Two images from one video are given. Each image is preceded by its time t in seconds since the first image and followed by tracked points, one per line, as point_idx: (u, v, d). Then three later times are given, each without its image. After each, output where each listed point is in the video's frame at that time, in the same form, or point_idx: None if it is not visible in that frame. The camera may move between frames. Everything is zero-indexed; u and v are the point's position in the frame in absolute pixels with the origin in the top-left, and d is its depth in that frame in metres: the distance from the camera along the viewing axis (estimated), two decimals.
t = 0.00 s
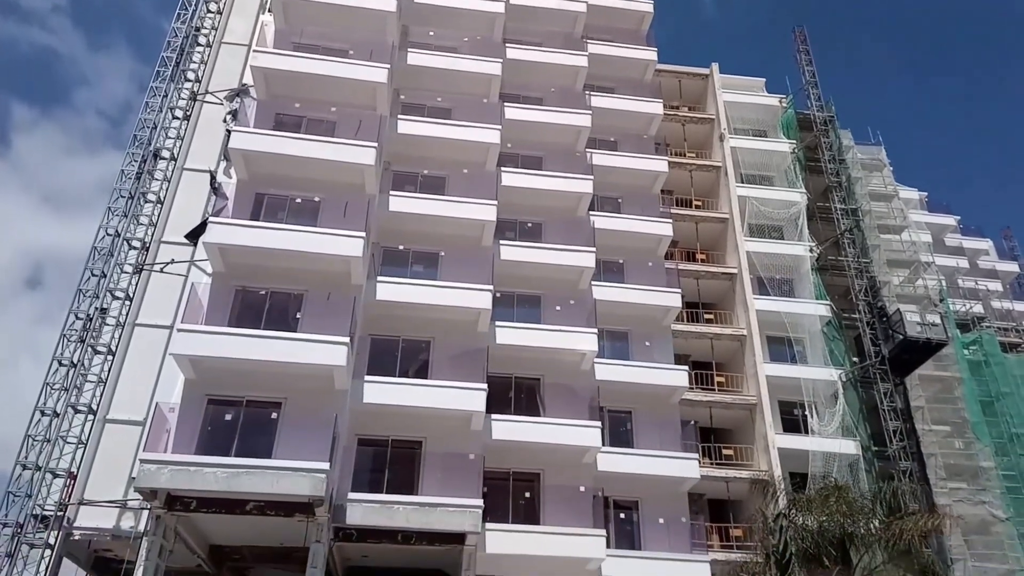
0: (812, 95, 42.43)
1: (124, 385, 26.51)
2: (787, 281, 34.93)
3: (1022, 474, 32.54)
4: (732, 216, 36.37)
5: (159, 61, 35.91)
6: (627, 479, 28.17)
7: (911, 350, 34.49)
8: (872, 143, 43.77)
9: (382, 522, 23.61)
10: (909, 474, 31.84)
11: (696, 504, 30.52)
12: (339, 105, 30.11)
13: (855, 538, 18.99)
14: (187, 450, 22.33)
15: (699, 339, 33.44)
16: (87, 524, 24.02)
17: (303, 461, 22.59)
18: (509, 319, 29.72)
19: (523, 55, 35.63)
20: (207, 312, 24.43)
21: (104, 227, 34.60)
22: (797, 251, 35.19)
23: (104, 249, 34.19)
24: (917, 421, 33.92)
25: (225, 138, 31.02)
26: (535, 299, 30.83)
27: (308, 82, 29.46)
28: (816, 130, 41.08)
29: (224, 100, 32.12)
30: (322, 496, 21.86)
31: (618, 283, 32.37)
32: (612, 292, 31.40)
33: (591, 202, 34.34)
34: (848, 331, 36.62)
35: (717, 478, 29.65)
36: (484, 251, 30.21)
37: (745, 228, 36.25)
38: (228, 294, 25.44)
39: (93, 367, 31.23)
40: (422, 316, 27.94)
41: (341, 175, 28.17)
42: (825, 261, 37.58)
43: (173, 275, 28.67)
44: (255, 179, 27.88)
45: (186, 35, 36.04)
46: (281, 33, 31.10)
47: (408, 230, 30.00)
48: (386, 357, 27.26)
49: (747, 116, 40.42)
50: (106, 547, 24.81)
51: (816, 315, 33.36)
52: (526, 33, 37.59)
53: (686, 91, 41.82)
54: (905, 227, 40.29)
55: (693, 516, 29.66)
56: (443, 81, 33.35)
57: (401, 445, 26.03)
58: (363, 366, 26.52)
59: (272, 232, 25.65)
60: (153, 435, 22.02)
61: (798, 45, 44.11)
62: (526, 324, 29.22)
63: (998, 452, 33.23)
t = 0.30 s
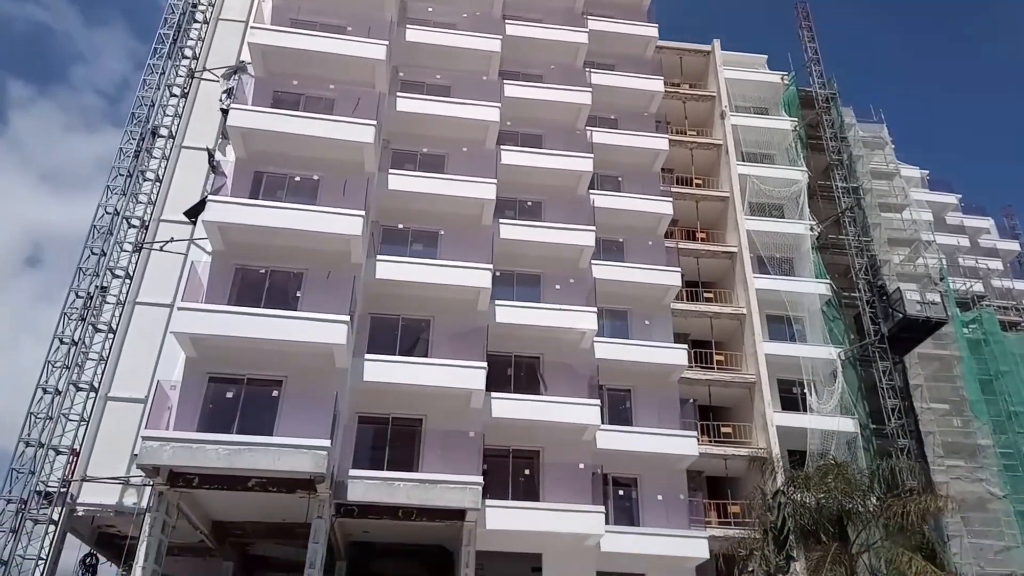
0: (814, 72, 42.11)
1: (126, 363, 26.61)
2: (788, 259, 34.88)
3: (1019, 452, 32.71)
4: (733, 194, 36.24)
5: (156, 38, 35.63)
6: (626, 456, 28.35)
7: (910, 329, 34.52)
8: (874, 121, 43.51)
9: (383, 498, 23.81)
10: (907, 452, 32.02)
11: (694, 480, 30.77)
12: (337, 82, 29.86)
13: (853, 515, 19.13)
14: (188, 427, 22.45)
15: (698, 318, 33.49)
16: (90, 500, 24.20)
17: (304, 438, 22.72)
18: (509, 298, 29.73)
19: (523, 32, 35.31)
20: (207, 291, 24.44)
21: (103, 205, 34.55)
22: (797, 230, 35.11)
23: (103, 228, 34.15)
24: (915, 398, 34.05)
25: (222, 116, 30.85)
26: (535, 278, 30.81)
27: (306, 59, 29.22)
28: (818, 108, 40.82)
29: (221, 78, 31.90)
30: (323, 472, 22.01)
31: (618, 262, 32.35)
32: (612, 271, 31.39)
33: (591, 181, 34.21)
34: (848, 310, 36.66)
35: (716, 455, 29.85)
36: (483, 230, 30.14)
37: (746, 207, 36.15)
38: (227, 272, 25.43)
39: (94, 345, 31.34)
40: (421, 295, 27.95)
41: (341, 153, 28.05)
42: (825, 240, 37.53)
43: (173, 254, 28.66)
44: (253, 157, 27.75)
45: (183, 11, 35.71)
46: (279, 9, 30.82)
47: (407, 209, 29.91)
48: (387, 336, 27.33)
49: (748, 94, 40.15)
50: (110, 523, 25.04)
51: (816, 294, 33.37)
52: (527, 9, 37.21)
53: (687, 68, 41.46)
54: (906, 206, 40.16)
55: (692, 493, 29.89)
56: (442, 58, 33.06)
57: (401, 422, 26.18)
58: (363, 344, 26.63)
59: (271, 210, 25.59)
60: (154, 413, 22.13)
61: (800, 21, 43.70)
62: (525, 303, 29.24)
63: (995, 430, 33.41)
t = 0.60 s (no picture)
0: (817, 48, 41.76)
1: (127, 340, 26.68)
2: (789, 237, 34.85)
3: (1016, 429, 33.05)
4: (734, 172, 36.08)
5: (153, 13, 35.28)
6: (626, 433, 28.52)
7: (910, 307, 34.55)
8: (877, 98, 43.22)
9: (385, 475, 23.98)
10: (906, 429, 32.20)
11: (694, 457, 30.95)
12: (337, 58, 29.59)
13: (851, 491, 19.26)
14: (191, 404, 22.58)
15: (699, 296, 33.52)
16: (94, 476, 24.33)
17: (306, 415, 22.83)
18: (510, 276, 29.74)
19: (524, 7, 34.94)
20: (208, 268, 24.43)
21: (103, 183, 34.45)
22: (798, 208, 35.01)
23: (103, 206, 34.07)
24: (914, 376, 34.19)
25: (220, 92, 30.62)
26: (536, 256, 30.77)
27: (305, 34, 28.95)
28: (821, 85, 40.53)
29: (219, 53, 31.60)
30: (325, 449, 22.14)
31: (619, 240, 32.30)
32: (613, 249, 31.36)
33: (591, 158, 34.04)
34: (848, 288, 36.69)
35: (715, 432, 30.02)
36: (484, 207, 30.05)
37: (747, 184, 36.03)
38: (227, 250, 25.39)
39: (96, 323, 31.42)
40: (422, 273, 27.92)
41: (341, 130, 27.91)
42: (826, 218, 37.47)
43: (173, 231, 28.58)
44: (253, 133, 27.60)
45: None
46: None
47: (407, 187, 29.80)
48: (388, 314, 27.38)
49: (751, 70, 39.84)
50: (113, 499, 25.21)
51: (817, 272, 33.35)
52: None
53: (689, 44, 41.03)
54: (908, 183, 40.00)
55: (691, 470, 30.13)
56: (442, 34, 32.73)
57: (403, 400, 26.31)
58: (364, 322, 26.72)
59: (271, 188, 25.49)
60: (157, 390, 22.22)
61: None
62: (526, 281, 29.23)
63: (994, 407, 33.62)
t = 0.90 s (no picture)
0: (822, 24, 41.32)
1: (130, 317, 26.73)
2: (791, 215, 34.86)
3: (1016, 407, 33.02)
4: (737, 149, 35.73)
5: None
6: (626, 411, 28.67)
7: (913, 284, 34.43)
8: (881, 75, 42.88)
9: (386, 452, 24.10)
10: (906, 407, 32.32)
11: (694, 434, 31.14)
12: (336, 33, 29.26)
13: (850, 468, 19.48)
14: (193, 381, 22.65)
15: (700, 274, 33.49)
16: (97, 453, 24.49)
17: (309, 393, 22.91)
18: (511, 254, 29.71)
19: None
20: (208, 245, 24.46)
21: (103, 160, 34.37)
22: (801, 185, 34.89)
23: (104, 183, 34.02)
24: (914, 354, 34.22)
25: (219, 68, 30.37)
26: (537, 234, 30.71)
27: (304, 9, 28.60)
28: (825, 61, 40.17)
29: (218, 29, 31.30)
30: (328, 426, 22.24)
31: (621, 218, 32.21)
32: (614, 227, 31.25)
33: (593, 135, 33.84)
34: (850, 266, 36.66)
35: (715, 410, 30.19)
36: (485, 185, 29.91)
37: (750, 162, 35.90)
38: (228, 228, 25.36)
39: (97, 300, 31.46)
40: (423, 251, 27.84)
41: (341, 107, 27.69)
42: (829, 196, 37.29)
43: (174, 209, 28.48)
44: (252, 110, 27.40)
45: None
46: None
47: (408, 165, 29.65)
48: (390, 292, 27.43)
49: (754, 46, 39.56)
50: (117, 475, 25.38)
51: (819, 250, 33.27)
52: None
53: (692, 19, 40.40)
54: (912, 161, 39.67)
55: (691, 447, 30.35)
56: (442, 9, 32.35)
57: (405, 377, 26.42)
58: (365, 300, 26.82)
59: (271, 165, 25.37)
60: (159, 367, 22.24)
61: None
62: (528, 259, 29.18)
63: (993, 385, 33.63)
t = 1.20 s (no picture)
0: None
1: (132, 292, 26.74)
2: (795, 193, 34.54)
3: (1018, 384, 32.98)
4: (742, 125, 35.55)
5: None
6: (628, 387, 28.72)
7: (917, 262, 34.54)
8: (888, 50, 42.44)
9: (389, 428, 24.20)
10: (908, 384, 32.37)
11: (695, 412, 31.37)
12: (337, 6, 28.84)
13: (853, 446, 19.47)
14: (196, 356, 22.69)
15: (703, 252, 33.44)
16: (102, 427, 24.62)
17: (311, 368, 22.96)
18: (513, 231, 29.59)
19: None
20: (211, 222, 24.46)
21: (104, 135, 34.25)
22: (806, 162, 34.60)
23: (105, 159, 33.90)
24: (917, 331, 34.22)
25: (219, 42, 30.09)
26: (540, 210, 30.55)
27: None
28: (832, 36, 39.68)
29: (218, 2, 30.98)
30: (330, 402, 22.31)
31: (624, 194, 32.03)
32: (617, 204, 31.10)
33: (597, 111, 33.54)
34: (853, 243, 36.48)
35: (718, 387, 30.24)
36: (487, 161, 29.72)
37: (754, 137, 35.43)
38: (229, 203, 25.26)
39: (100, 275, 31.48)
40: (425, 227, 27.74)
41: (342, 81, 27.45)
42: (833, 173, 37.21)
43: (175, 184, 28.39)
44: (253, 84, 27.16)
45: None
46: None
47: (410, 140, 29.43)
48: (392, 268, 27.38)
49: (761, 19, 38.60)
50: (122, 450, 25.53)
51: (823, 227, 33.10)
52: None
53: None
54: (918, 138, 39.43)
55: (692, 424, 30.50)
56: None
57: (408, 353, 26.44)
58: (367, 277, 26.81)
59: (273, 140, 25.21)
60: (162, 342, 22.28)
61: None
62: (530, 236, 29.06)
63: (996, 363, 33.53)
